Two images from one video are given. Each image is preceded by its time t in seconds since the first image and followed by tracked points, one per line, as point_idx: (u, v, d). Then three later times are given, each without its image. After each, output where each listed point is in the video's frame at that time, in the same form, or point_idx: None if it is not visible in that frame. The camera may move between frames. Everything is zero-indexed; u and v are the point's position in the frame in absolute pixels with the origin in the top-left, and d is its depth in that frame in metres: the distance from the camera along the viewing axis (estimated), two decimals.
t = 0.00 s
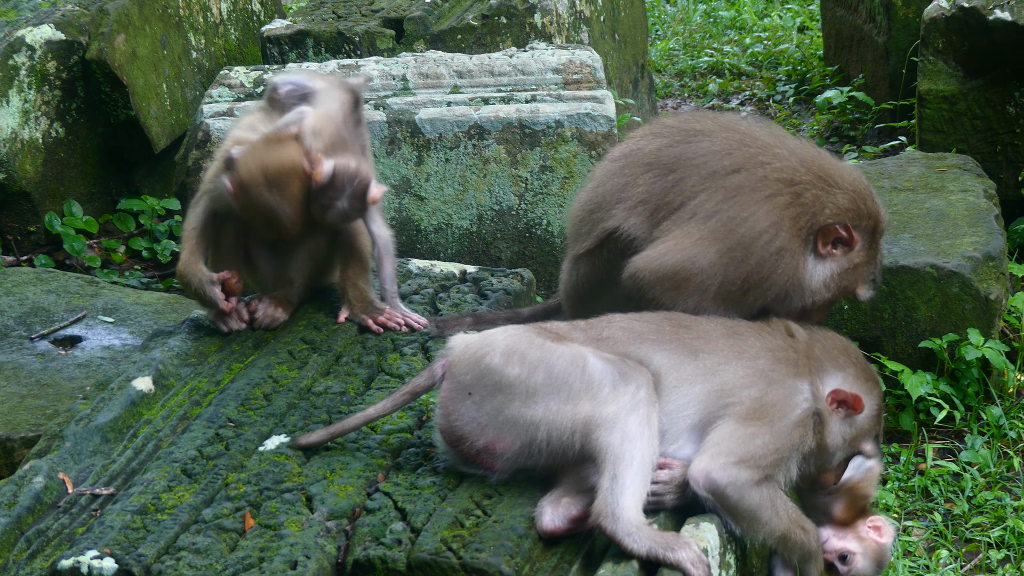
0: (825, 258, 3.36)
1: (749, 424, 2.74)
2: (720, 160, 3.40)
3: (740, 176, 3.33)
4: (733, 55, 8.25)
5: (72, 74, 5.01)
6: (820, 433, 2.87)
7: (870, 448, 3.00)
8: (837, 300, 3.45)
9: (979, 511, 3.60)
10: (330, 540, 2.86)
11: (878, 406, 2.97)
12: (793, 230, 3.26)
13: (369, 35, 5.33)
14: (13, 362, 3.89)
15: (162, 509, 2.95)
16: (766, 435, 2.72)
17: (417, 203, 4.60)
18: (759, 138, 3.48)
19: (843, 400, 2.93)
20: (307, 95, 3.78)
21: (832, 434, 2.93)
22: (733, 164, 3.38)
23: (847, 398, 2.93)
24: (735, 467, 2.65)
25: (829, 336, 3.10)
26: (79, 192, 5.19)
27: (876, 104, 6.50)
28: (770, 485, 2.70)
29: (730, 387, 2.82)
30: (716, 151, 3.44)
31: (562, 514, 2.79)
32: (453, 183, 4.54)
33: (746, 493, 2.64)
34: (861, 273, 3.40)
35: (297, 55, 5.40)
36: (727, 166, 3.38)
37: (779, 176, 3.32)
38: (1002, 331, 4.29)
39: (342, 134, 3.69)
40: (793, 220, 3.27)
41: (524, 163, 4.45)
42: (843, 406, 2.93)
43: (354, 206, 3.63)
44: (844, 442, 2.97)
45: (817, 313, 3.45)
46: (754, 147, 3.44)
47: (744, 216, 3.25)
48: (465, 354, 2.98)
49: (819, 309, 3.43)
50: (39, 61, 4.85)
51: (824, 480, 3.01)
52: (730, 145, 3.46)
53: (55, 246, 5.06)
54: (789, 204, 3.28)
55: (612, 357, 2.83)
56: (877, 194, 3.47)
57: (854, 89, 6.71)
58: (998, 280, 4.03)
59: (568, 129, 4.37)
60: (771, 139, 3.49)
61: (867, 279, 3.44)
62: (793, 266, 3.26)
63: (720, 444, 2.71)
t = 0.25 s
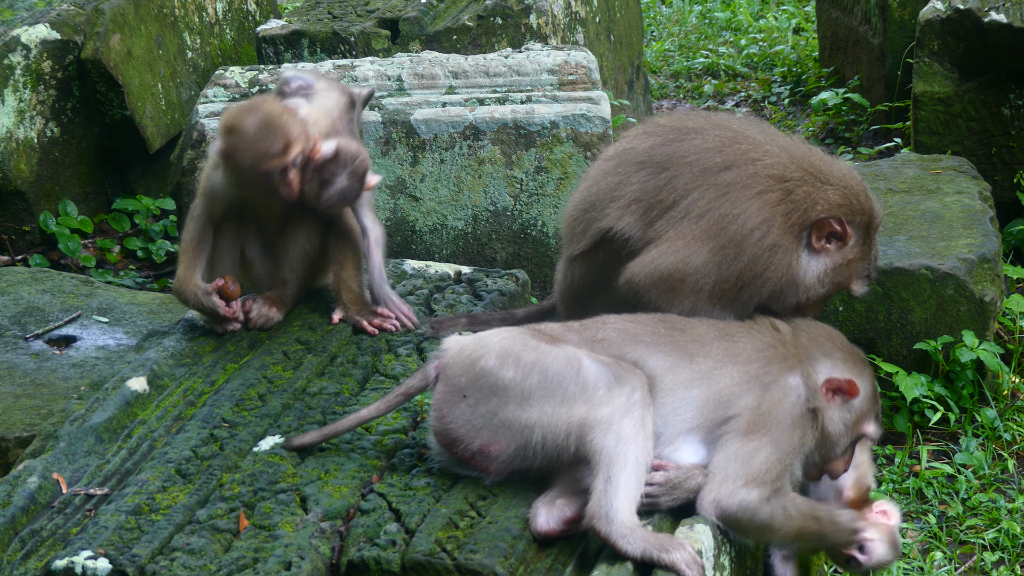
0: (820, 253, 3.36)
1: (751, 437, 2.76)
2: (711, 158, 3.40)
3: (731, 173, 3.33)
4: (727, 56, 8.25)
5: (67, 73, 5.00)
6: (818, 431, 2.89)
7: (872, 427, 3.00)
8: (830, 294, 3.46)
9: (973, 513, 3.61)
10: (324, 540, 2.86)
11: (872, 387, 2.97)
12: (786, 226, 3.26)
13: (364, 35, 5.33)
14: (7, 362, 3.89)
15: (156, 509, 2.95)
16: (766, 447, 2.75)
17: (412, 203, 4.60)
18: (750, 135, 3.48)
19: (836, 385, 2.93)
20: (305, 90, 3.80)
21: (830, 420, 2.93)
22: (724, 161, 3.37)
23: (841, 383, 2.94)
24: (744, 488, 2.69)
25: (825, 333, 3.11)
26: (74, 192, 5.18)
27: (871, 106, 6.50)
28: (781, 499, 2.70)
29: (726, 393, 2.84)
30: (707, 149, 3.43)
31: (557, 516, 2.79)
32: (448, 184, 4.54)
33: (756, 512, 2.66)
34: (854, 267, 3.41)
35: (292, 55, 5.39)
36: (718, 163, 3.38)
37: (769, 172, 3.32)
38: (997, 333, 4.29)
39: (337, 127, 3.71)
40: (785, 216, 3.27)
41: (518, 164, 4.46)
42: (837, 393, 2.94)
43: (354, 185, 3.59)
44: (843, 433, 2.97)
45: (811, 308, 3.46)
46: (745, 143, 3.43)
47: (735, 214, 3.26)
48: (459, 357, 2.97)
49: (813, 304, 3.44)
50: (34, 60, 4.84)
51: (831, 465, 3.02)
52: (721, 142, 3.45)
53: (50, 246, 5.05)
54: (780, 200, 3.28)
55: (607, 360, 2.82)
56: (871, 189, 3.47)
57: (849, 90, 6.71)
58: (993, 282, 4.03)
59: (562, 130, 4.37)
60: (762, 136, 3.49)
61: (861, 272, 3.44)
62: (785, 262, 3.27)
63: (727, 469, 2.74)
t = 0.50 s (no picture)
0: (816, 253, 3.39)
1: (755, 444, 2.78)
2: (710, 160, 3.40)
3: (730, 175, 3.34)
4: (724, 59, 8.24)
5: (64, 73, 4.99)
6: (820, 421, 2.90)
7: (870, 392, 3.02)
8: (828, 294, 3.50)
9: (968, 518, 3.61)
10: (319, 542, 2.86)
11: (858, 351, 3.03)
12: (784, 227, 3.28)
13: (360, 37, 5.32)
14: (2, 362, 3.89)
15: (150, 510, 2.95)
16: (772, 452, 2.76)
17: (408, 205, 4.59)
18: (748, 137, 3.49)
19: (824, 353, 2.99)
20: (309, 84, 3.81)
21: (824, 389, 2.96)
22: (723, 163, 3.38)
23: (828, 351, 3.00)
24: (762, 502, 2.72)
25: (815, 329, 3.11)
26: (70, 192, 5.18)
27: (868, 109, 6.50)
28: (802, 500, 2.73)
29: (721, 395, 2.84)
30: (705, 151, 3.44)
31: (551, 519, 2.79)
32: (444, 186, 4.54)
33: (780, 521, 2.71)
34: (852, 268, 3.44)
35: (289, 56, 5.39)
36: (717, 165, 3.38)
37: (767, 174, 3.33)
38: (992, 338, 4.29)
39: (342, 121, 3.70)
40: (783, 217, 3.28)
41: (514, 166, 4.45)
42: (825, 359, 2.99)
43: (364, 185, 3.61)
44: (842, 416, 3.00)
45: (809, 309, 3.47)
46: (743, 145, 3.44)
47: (734, 216, 3.26)
48: (453, 359, 2.96)
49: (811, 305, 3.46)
50: (31, 60, 4.83)
51: (841, 444, 3.00)
52: (719, 144, 3.46)
53: (46, 246, 5.05)
54: (778, 201, 3.29)
55: (600, 365, 2.82)
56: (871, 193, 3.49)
57: (846, 94, 6.71)
58: (988, 286, 4.04)
59: (559, 133, 4.37)
60: (759, 139, 3.51)
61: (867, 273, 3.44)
62: (784, 264, 3.28)
63: (744, 487, 2.76)
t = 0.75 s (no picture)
0: (810, 252, 3.38)
1: (753, 454, 2.79)
2: (704, 163, 3.38)
3: (724, 178, 3.33)
4: (722, 63, 8.23)
5: (61, 73, 5.00)
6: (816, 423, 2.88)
7: (867, 392, 2.98)
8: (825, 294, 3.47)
9: (964, 524, 3.60)
10: (313, 545, 2.86)
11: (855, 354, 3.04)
12: (778, 228, 3.27)
13: (358, 38, 5.31)
14: None
15: (145, 512, 2.95)
16: (769, 462, 2.78)
17: (405, 207, 4.59)
18: (741, 140, 3.49)
19: (821, 352, 3.00)
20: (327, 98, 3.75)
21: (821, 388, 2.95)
22: (717, 166, 3.36)
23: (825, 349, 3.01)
24: (761, 515, 2.74)
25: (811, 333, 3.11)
26: (67, 192, 5.18)
27: (866, 114, 6.50)
28: (796, 510, 2.79)
29: (720, 401, 2.84)
30: (700, 154, 3.42)
31: (546, 523, 2.78)
32: (441, 189, 4.54)
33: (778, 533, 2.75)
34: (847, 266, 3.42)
35: (287, 57, 5.40)
36: (711, 168, 3.36)
37: (760, 175, 3.33)
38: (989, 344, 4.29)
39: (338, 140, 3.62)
40: (777, 219, 3.28)
41: (512, 169, 4.45)
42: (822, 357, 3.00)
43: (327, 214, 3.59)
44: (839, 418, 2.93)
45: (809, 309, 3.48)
46: (736, 148, 3.43)
47: (730, 219, 3.26)
48: (450, 363, 2.95)
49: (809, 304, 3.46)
50: (29, 60, 4.84)
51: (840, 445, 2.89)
52: (714, 147, 3.45)
53: (43, 246, 5.05)
54: (771, 202, 3.29)
55: (597, 371, 2.82)
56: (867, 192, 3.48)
57: (844, 98, 6.71)
58: (985, 292, 4.04)
59: (556, 135, 4.37)
60: (752, 141, 3.49)
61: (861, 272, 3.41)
62: (780, 265, 3.28)
63: (742, 497, 2.78)
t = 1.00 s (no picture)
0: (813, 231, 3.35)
1: (750, 462, 2.78)
2: (701, 157, 3.42)
3: (723, 173, 3.34)
4: (723, 67, 8.21)
5: (62, 74, 5.02)
6: (815, 436, 2.88)
7: (869, 413, 3.00)
8: (838, 255, 3.34)
9: (963, 530, 3.60)
10: (311, 548, 2.85)
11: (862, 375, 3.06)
12: (778, 216, 3.29)
13: (359, 41, 5.30)
14: None
15: (143, 514, 2.95)
16: (765, 471, 2.78)
17: (405, 211, 4.59)
18: (739, 136, 3.50)
19: (832, 367, 3.00)
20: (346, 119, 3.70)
21: (827, 402, 2.95)
22: (713, 158, 3.39)
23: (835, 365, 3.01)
24: (751, 524, 2.75)
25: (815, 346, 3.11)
26: (67, 193, 5.18)
27: (866, 119, 6.50)
28: (787, 528, 2.77)
29: (721, 407, 2.84)
30: (699, 151, 3.45)
31: (544, 527, 2.78)
32: (441, 192, 4.54)
33: (766, 546, 2.75)
34: (842, 216, 3.29)
35: (287, 60, 5.39)
36: (707, 161, 3.39)
37: (753, 158, 3.34)
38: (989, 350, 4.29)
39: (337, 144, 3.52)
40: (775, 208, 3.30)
41: (512, 173, 4.45)
42: (832, 372, 3.00)
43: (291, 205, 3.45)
44: (838, 435, 2.95)
45: (829, 276, 3.37)
46: (730, 137, 3.46)
47: (730, 210, 3.29)
48: (452, 366, 2.94)
49: (825, 269, 3.37)
50: (29, 61, 4.86)
51: (834, 462, 2.93)
52: (713, 144, 3.47)
53: (42, 247, 5.05)
54: (770, 192, 3.30)
55: (599, 376, 2.82)
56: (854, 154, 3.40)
57: (845, 103, 6.70)
58: (985, 298, 4.03)
59: (556, 139, 4.36)
60: (744, 129, 3.53)
61: (860, 221, 3.30)
62: (785, 248, 3.31)
63: (735, 503, 2.78)
